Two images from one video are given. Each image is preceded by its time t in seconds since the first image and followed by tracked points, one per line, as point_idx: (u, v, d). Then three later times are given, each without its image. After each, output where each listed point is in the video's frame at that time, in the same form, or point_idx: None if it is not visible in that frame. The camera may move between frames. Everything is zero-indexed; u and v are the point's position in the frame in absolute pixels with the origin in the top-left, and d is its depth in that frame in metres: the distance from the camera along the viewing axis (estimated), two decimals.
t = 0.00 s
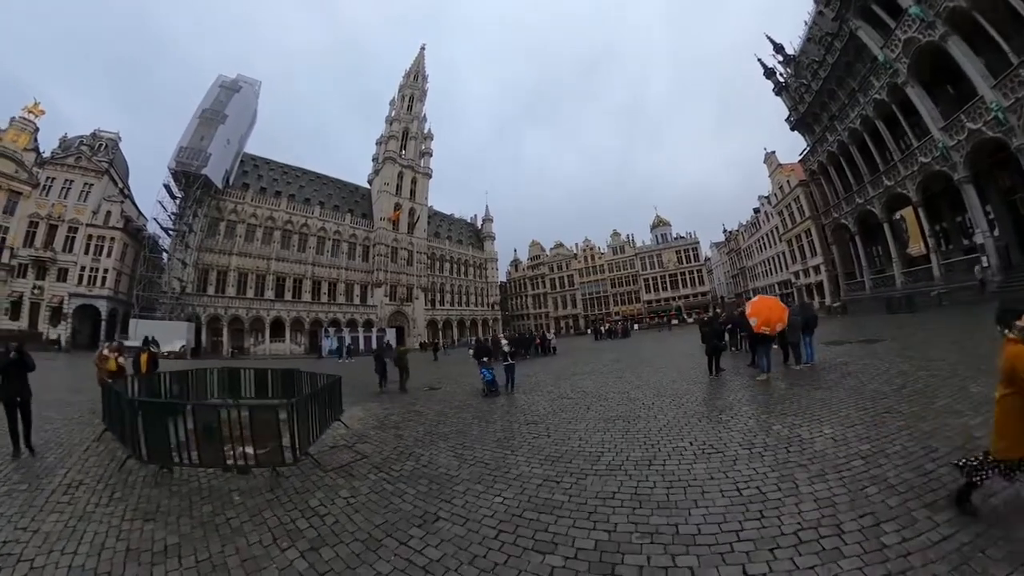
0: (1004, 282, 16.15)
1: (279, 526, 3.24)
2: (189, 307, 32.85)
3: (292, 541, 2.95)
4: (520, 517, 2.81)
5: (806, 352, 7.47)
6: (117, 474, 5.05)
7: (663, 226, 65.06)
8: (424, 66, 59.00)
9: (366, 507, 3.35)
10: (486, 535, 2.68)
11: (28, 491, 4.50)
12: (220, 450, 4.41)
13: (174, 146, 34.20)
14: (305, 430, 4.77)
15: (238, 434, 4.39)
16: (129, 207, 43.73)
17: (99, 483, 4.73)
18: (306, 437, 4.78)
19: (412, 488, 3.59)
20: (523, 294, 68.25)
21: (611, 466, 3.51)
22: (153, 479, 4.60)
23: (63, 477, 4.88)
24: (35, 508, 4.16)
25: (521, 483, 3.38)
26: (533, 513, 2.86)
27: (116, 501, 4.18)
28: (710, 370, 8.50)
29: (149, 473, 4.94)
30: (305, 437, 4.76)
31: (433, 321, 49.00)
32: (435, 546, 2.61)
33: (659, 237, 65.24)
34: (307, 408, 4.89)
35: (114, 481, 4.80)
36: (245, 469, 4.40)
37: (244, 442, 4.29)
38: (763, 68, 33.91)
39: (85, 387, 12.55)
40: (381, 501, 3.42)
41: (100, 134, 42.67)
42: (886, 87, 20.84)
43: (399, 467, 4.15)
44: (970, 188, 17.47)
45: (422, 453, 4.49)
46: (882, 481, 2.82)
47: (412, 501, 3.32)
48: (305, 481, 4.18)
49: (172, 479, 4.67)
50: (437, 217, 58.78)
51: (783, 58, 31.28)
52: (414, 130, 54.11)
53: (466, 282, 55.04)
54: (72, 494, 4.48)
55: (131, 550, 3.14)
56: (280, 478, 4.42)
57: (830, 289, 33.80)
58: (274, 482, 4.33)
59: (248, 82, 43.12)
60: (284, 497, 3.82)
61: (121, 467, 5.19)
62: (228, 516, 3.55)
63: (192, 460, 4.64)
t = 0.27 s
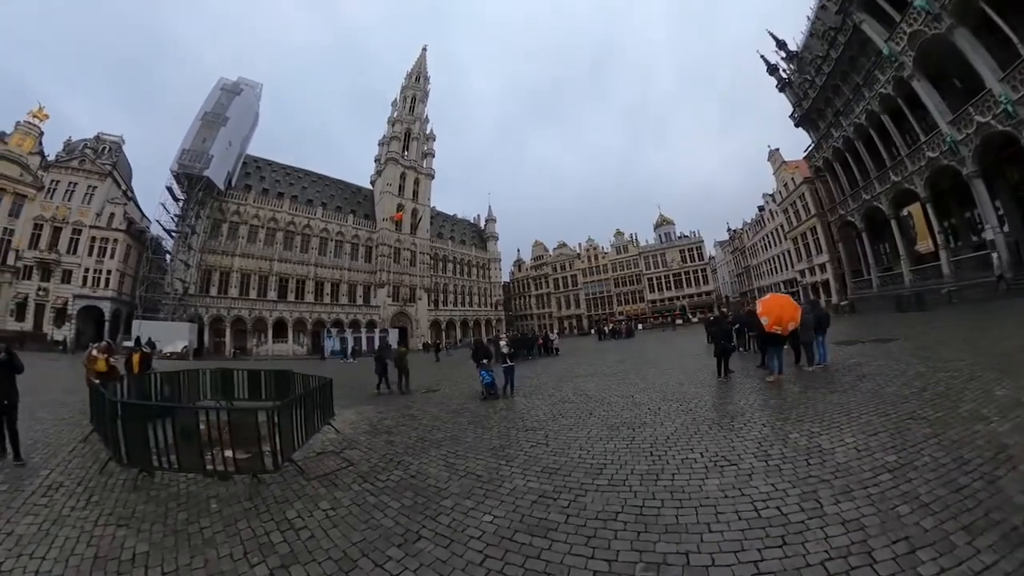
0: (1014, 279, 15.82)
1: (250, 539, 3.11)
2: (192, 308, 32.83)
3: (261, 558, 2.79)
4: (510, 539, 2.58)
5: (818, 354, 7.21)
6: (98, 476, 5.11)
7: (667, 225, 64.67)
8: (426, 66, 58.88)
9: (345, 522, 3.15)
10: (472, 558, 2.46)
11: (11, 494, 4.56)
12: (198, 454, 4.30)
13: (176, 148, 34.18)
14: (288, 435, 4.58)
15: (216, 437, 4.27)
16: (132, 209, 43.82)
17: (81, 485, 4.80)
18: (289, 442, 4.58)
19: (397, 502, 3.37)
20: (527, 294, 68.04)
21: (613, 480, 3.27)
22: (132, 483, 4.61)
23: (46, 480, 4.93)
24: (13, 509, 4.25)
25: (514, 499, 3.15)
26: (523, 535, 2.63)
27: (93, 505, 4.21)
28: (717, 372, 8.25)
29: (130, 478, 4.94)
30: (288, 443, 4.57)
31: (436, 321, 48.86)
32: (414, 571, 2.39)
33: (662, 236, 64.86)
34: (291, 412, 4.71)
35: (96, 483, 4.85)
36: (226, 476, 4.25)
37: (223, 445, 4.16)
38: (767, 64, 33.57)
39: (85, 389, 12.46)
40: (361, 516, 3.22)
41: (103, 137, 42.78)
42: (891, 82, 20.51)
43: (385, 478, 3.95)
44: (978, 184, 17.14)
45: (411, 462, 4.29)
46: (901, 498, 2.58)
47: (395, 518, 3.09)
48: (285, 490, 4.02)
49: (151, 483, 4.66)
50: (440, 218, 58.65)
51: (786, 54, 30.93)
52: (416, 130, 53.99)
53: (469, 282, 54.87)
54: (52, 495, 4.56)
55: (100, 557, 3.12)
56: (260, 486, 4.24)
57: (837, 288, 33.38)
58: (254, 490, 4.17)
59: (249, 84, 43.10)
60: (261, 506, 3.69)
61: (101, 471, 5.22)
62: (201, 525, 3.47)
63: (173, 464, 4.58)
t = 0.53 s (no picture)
0: None
1: (227, 550, 2.99)
2: (197, 309, 32.83)
3: (233, 573, 2.64)
4: (503, 564, 2.37)
5: (831, 355, 6.95)
6: (84, 479, 5.00)
7: (670, 224, 64.31)
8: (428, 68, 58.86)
9: (326, 536, 2.98)
10: None
11: None
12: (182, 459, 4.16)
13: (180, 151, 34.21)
14: (272, 441, 4.42)
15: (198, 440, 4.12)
16: (138, 212, 43.94)
17: (67, 487, 4.70)
18: (275, 448, 4.40)
19: (382, 517, 3.19)
20: (530, 294, 67.85)
21: (618, 497, 3.05)
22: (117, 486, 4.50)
23: (31, 482, 4.82)
24: None
25: (507, 516, 2.93)
26: (515, 559, 2.41)
27: (75, 508, 4.11)
28: (726, 374, 8.00)
29: (117, 481, 4.82)
30: (273, 448, 4.41)
31: (440, 322, 48.75)
32: None
33: (666, 234, 64.49)
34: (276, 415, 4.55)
35: (82, 485, 4.74)
36: (209, 482, 4.09)
37: (204, 449, 4.01)
38: (770, 60, 33.25)
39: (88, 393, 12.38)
40: (344, 529, 3.05)
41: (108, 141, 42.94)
42: (897, 74, 20.17)
43: (373, 488, 3.77)
44: (989, 177, 16.75)
45: (402, 471, 4.10)
46: (933, 515, 2.37)
47: (379, 535, 2.90)
48: (269, 499, 3.86)
49: (137, 487, 4.55)
50: (443, 218, 58.56)
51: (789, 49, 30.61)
52: (419, 131, 53.94)
53: (472, 282, 54.74)
54: (36, 498, 4.46)
55: (73, 564, 3.04)
56: (244, 494, 4.09)
57: (844, 285, 32.94)
58: (237, 497, 4.03)
59: (253, 87, 43.15)
60: (243, 516, 3.55)
61: (89, 473, 5.10)
62: (179, 534, 3.37)
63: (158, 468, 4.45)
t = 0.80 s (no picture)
0: None
1: (198, 558, 2.88)
2: (201, 311, 32.82)
3: None
4: None
5: (843, 355, 6.70)
6: (69, 479, 4.85)
7: (674, 222, 63.89)
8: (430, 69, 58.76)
9: (300, 550, 2.81)
10: None
11: None
12: (161, 462, 3.99)
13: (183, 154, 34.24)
14: (255, 444, 4.22)
15: (178, 443, 3.95)
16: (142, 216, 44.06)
17: (50, 488, 4.55)
18: (258, 453, 4.22)
19: (361, 530, 2.99)
20: (534, 294, 67.60)
21: (619, 517, 2.81)
22: (99, 486, 4.35)
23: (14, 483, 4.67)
24: None
25: (496, 535, 2.72)
26: None
27: (54, 510, 3.97)
28: (735, 376, 7.74)
29: (101, 482, 4.67)
30: (256, 453, 4.22)
31: (443, 322, 48.61)
32: None
33: (670, 233, 64.07)
34: (260, 417, 4.35)
35: (65, 486, 4.59)
36: (189, 486, 3.92)
37: (183, 451, 3.85)
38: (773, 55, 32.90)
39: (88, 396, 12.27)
40: (321, 541, 2.89)
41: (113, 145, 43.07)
42: (903, 66, 19.84)
43: (356, 497, 3.58)
44: (1000, 169, 16.28)
45: (388, 479, 3.90)
46: (975, 540, 2.15)
47: (355, 551, 2.71)
48: (248, 505, 3.68)
49: (119, 489, 4.39)
50: (446, 219, 58.42)
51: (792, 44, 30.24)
52: (421, 132, 53.83)
53: (475, 283, 54.57)
54: (19, 498, 4.33)
55: (42, 568, 2.92)
56: (224, 500, 3.92)
57: (851, 282, 32.52)
58: (217, 502, 3.87)
59: (255, 90, 43.16)
60: (219, 523, 3.40)
61: (73, 474, 4.94)
62: (154, 539, 3.24)
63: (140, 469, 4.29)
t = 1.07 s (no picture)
0: None
1: (163, 568, 2.74)
2: (204, 312, 32.78)
3: None
4: None
5: (857, 355, 6.45)
6: (51, 477, 4.70)
7: (678, 222, 63.50)
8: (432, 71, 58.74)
9: (268, 565, 2.65)
10: None
11: None
12: (139, 464, 3.82)
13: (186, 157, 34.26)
14: (233, 449, 4.03)
15: (154, 445, 3.77)
16: (147, 218, 44.15)
17: (31, 487, 4.40)
18: (237, 457, 4.05)
19: (335, 545, 2.82)
20: (537, 295, 67.34)
21: (619, 542, 2.59)
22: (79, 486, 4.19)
23: None
24: None
25: (480, 559, 2.52)
26: None
27: (31, 509, 3.82)
28: (746, 379, 7.48)
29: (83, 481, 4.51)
30: (234, 458, 4.03)
31: (446, 323, 48.46)
32: None
33: (674, 232, 63.70)
34: (238, 419, 4.17)
35: (47, 485, 4.43)
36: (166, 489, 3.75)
37: (160, 453, 3.69)
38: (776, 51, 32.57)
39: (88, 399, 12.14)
40: (290, 556, 2.73)
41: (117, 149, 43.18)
42: (909, 59, 19.51)
43: (334, 508, 3.39)
44: (1011, 163, 15.75)
45: (371, 489, 3.70)
46: None
47: (324, 569, 2.53)
48: (223, 513, 3.50)
49: (100, 489, 4.23)
50: (449, 220, 58.30)
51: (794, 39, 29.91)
52: (424, 133, 53.77)
53: (478, 284, 54.40)
54: None
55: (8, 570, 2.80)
56: (201, 505, 3.75)
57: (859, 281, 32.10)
58: (193, 507, 3.70)
59: (257, 93, 43.14)
60: (192, 529, 3.25)
61: (56, 473, 4.77)
62: (126, 543, 3.11)
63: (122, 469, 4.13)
